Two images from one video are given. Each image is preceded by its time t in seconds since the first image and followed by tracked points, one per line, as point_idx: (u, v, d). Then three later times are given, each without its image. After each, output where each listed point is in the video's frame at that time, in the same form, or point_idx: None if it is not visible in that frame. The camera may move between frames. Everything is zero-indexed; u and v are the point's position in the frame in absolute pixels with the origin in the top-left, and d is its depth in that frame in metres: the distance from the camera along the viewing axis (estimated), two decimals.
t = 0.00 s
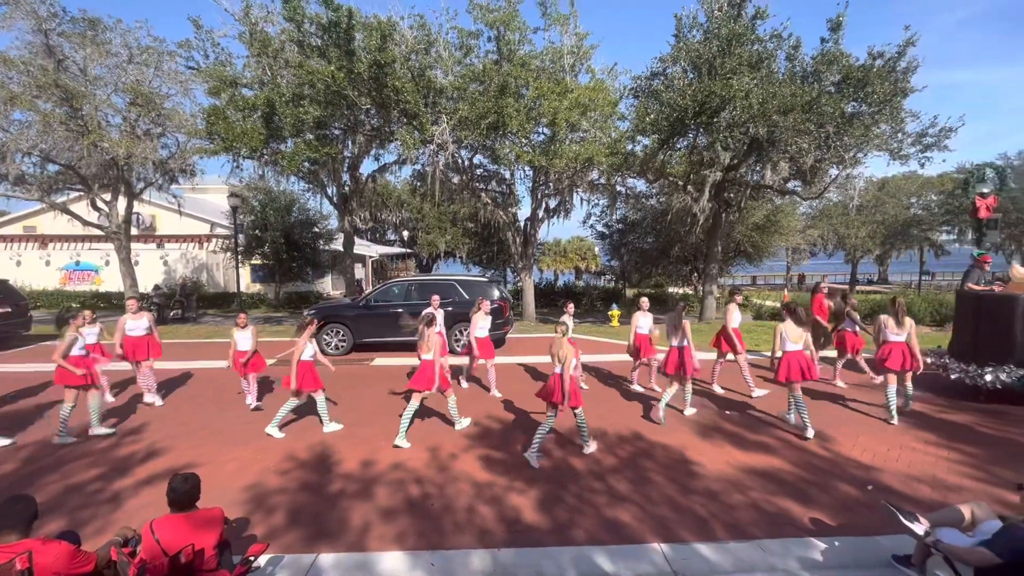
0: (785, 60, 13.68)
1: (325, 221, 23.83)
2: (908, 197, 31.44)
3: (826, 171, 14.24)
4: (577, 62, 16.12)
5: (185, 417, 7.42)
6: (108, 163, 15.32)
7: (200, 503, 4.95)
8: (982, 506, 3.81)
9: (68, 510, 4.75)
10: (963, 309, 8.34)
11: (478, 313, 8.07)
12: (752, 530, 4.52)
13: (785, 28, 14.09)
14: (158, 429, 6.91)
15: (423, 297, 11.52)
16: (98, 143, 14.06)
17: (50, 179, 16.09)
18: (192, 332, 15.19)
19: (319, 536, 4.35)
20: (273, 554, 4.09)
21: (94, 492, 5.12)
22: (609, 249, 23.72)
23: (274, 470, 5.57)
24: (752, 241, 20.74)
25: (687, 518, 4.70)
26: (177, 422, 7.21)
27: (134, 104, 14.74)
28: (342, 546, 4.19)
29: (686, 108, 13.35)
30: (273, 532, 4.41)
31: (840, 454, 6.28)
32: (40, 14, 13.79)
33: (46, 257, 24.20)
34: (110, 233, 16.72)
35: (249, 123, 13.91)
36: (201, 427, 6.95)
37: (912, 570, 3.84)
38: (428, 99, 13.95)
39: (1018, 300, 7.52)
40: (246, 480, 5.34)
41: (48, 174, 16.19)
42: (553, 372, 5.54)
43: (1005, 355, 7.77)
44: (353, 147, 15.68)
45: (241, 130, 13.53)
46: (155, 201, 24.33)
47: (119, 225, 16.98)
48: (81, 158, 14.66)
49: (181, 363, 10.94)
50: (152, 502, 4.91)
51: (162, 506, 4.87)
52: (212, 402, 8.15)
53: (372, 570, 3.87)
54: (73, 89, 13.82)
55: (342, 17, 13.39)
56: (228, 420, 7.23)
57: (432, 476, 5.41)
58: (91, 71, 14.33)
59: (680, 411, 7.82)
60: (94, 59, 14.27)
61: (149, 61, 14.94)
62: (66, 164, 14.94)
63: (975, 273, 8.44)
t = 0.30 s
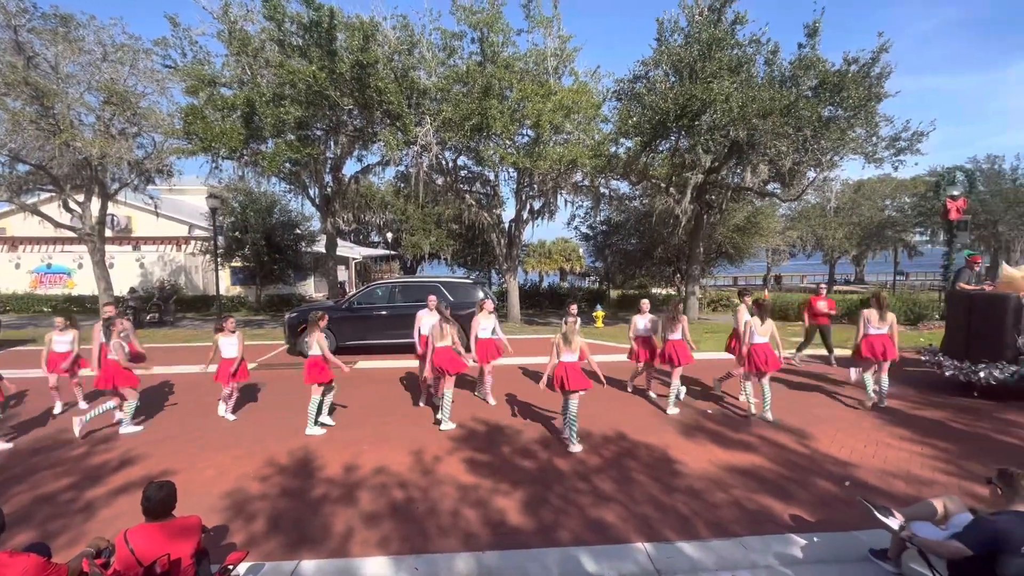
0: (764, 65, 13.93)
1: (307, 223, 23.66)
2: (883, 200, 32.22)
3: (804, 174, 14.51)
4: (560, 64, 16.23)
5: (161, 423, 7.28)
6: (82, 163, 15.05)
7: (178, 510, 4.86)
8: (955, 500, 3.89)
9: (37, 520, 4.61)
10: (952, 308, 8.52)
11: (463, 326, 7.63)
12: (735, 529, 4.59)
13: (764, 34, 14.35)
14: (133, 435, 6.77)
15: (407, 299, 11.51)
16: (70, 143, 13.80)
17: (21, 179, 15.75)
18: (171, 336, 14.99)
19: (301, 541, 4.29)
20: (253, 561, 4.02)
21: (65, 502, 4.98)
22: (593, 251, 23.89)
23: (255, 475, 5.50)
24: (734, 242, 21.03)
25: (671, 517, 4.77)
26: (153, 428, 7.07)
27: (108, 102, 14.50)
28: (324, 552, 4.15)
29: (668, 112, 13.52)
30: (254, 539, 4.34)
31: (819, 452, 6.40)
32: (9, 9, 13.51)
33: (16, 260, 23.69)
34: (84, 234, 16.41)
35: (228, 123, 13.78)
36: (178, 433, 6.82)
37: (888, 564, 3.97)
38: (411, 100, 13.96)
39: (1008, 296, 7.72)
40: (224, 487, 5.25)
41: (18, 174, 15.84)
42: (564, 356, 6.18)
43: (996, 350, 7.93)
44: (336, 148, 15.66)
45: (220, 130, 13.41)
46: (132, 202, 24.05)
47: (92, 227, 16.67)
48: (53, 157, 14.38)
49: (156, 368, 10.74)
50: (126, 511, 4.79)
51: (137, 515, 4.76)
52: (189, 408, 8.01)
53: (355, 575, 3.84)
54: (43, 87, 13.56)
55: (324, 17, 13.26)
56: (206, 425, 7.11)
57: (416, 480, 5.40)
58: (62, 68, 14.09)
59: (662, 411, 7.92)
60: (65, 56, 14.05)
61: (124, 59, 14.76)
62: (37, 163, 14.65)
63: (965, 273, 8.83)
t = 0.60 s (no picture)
0: (746, 69, 14.12)
1: (292, 224, 23.49)
2: (862, 202, 32.89)
3: (786, 176, 14.73)
4: (546, 66, 16.32)
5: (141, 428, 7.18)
6: (58, 163, 14.81)
7: (157, 517, 4.79)
8: (930, 496, 4.03)
9: (11, 531, 4.51)
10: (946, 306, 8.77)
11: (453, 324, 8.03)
12: (719, 527, 4.68)
13: (746, 39, 14.57)
14: (111, 441, 6.65)
15: (393, 301, 11.49)
16: (46, 143, 13.58)
17: None
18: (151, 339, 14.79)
19: (285, 548, 4.25)
20: (235, 569, 3.97)
21: (39, 511, 4.87)
22: (580, 252, 24.01)
23: (238, 481, 5.44)
24: (718, 244, 21.27)
25: (657, 517, 4.83)
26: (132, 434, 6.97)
27: (85, 101, 14.32)
28: (308, 558, 4.12)
29: (653, 114, 13.66)
30: (236, 546, 4.28)
31: (801, 450, 6.53)
32: None
33: None
34: (60, 236, 16.14)
35: (209, 123, 13.68)
36: (158, 439, 6.72)
37: (869, 560, 4.04)
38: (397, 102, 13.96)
39: (1003, 296, 7.96)
40: (206, 493, 5.18)
41: None
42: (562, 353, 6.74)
43: (992, 349, 8.18)
44: (320, 148, 15.59)
45: (201, 130, 13.31)
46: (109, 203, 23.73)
47: (68, 228, 16.41)
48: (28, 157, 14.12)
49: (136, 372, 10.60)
50: (103, 520, 4.70)
51: (115, 523, 4.68)
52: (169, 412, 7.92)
53: None
54: (18, 85, 13.34)
55: (308, 16, 13.20)
56: (187, 430, 7.02)
57: (402, 483, 5.39)
58: (37, 66, 13.87)
59: (648, 412, 8.00)
60: (40, 54, 13.84)
61: (102, 57, 14.59)
62: (11, 163, 14.40)
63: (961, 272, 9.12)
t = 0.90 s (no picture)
0: (732, 72, 14.28)
1: (279, 225, 23.34)
2: (845, 203, 33.43)
3: (771, 178, 14.91)
4: (535, 68, 16.40)
5: (123, 433, 7.09)
6: (37, 163, 14.61)
7: (139, 523, 4.73)
8: (912, 491, 4.04)
9: None
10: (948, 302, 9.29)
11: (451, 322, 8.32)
12: (707, 526, 4.75)
13: (732, 43, 14.75)
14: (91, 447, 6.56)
15: (381, 302, 11.49)
16: (23, 142, 13.40)
17: None
18: (135, 343, 14.62)
19: (272, 553, 4.23)
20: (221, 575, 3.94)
21: (17, 519, 4.79)
22: (569, 253, 24.13)
23: (223, 486, 5.39)
24: (705, 244, 21.48)
25: (645, 517, 4.90)
26: (113, 439, 6.87)
27: (64, 100, 14.17)
28: (295, 563, 4.10)
29: (640, 116, 13.78)
30: (221, 552, 4.24)
31: (786, 448, 6.63)
32: None
33: None
34: (39, 237, 15.90)
35: (193, 123, 13.59)
36: (141, 444, 6.64)
37: (852, 555, 4.13)
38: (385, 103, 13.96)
39: (999, 296, 8.37)
40: (189, 499, 5.12)
41: None
42: (558, 347, 7.19)
43: (990, 347, 8.57)
44: (306, 149, 15.62)
45: (185, 130, 13.20)
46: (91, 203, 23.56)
47: (47, 229, 16.17)
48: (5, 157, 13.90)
49: (117, 376, 10.47)
50: (83, 528, 4.63)
51: (96, 531, 4.62)
52: (151, 416, 7.83)
53: None
54: None
55: (294, 15, 13.14)
56: (170, 435, 6.95)
57: (390, 486, 5.39)
58: (15, 64, 13.68)
59: (636, 411, 8.09)
60: (18, 52, 13.66)
61: (82, 55, 14.43)
62: None
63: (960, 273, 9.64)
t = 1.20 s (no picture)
0: (719, 75, 14.43)
1: (266, 226, 23.18)
2: (829, 205, 33.92)
3: (758, 180, 15.07)
4: (524, 69, 16.46)
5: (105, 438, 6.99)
6: (16, 163, 14.40)
7: (122, 530, 4.66)
8: (895, 489, 4.07)
9: None
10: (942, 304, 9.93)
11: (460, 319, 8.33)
12: (695, 526, 4.81)
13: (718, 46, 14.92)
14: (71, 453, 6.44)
15: (370, 304, 11.47)
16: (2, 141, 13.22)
17: None
18: (118, 346, 14.44)
19: (259, 558, 4.19)
20: None
21: None
22: (558, 254, 24.22)
23: (208, 491, 5.32)
24: (693, 246, 21.65)
25: (634, 517, 4.96)
26: (94, 445, 6.76)
27: (44, 99, 14.02)
28: (283, 567, 4.08)
29: (629, 118, 13.88)
30: (206, 559, 4.19)
31: (772, 447, 6.72)
32: None
33: None
34: (19, 238, 15.66)
35: (178, 122, 13.48)
36: (123, 449, 6.55)
37: (838, 553, 4.24)
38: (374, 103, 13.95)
39: (997, 296, 8.91)
40: (174, 504, 5.05)
41: None
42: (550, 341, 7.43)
43: (987, 343, 8.98)
44: (294, 150, 15.55)
45: (170, 130, 13.10)
46: (71, 203, 23.43)
47: (27, 230, 15.92)
48: None
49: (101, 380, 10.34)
50: (63, 536, 4.55)
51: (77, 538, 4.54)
52: (134, 420, 7.72)
53: None
54: None
55: (281, 14, 13.07)
56: (154, 440, 6.86)
57: (379, 489, 5.38)
58: None
59: (625, 411, 8.16)
60: None
61: (62, 52, 14.27)
62: None
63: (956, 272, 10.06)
